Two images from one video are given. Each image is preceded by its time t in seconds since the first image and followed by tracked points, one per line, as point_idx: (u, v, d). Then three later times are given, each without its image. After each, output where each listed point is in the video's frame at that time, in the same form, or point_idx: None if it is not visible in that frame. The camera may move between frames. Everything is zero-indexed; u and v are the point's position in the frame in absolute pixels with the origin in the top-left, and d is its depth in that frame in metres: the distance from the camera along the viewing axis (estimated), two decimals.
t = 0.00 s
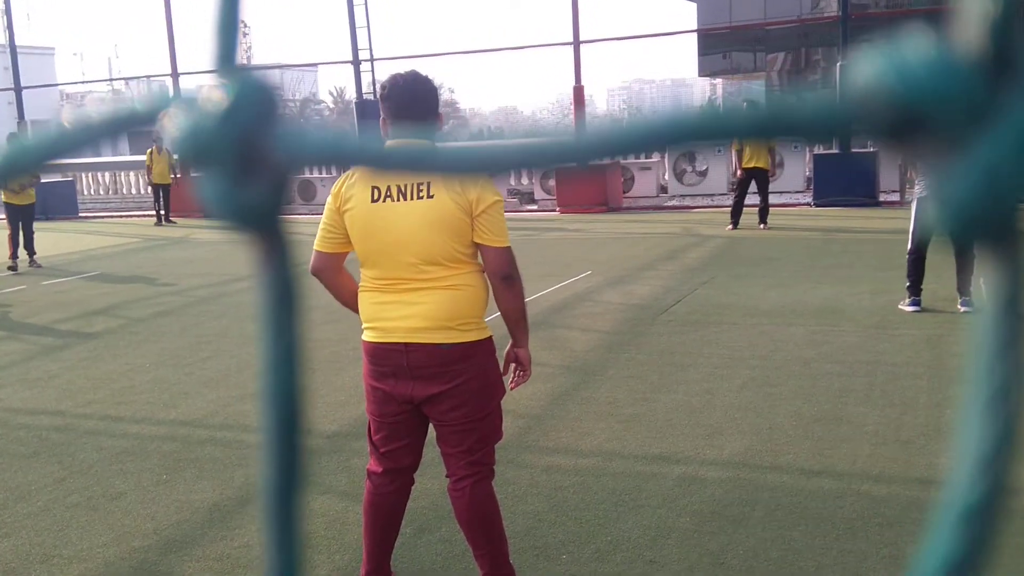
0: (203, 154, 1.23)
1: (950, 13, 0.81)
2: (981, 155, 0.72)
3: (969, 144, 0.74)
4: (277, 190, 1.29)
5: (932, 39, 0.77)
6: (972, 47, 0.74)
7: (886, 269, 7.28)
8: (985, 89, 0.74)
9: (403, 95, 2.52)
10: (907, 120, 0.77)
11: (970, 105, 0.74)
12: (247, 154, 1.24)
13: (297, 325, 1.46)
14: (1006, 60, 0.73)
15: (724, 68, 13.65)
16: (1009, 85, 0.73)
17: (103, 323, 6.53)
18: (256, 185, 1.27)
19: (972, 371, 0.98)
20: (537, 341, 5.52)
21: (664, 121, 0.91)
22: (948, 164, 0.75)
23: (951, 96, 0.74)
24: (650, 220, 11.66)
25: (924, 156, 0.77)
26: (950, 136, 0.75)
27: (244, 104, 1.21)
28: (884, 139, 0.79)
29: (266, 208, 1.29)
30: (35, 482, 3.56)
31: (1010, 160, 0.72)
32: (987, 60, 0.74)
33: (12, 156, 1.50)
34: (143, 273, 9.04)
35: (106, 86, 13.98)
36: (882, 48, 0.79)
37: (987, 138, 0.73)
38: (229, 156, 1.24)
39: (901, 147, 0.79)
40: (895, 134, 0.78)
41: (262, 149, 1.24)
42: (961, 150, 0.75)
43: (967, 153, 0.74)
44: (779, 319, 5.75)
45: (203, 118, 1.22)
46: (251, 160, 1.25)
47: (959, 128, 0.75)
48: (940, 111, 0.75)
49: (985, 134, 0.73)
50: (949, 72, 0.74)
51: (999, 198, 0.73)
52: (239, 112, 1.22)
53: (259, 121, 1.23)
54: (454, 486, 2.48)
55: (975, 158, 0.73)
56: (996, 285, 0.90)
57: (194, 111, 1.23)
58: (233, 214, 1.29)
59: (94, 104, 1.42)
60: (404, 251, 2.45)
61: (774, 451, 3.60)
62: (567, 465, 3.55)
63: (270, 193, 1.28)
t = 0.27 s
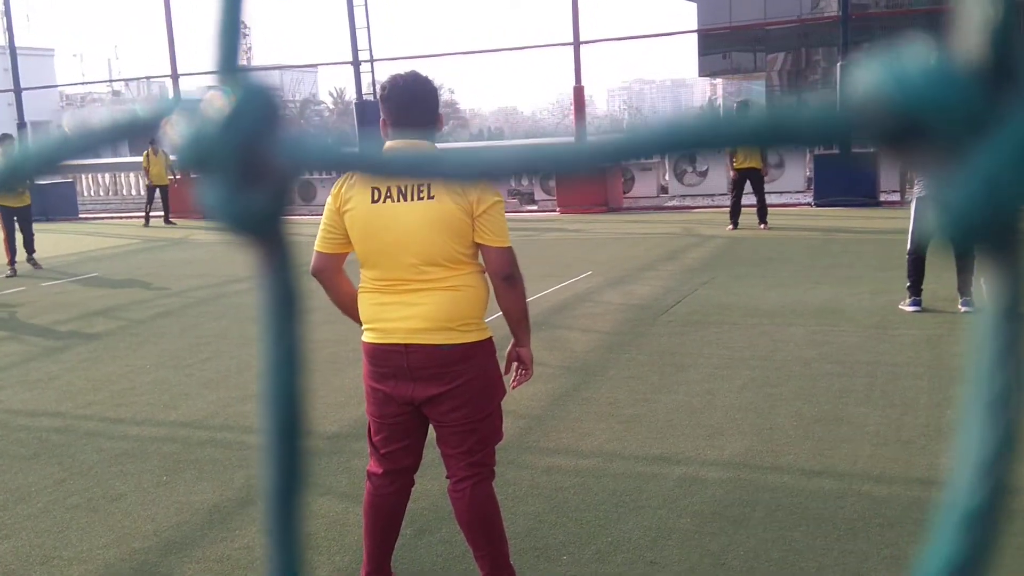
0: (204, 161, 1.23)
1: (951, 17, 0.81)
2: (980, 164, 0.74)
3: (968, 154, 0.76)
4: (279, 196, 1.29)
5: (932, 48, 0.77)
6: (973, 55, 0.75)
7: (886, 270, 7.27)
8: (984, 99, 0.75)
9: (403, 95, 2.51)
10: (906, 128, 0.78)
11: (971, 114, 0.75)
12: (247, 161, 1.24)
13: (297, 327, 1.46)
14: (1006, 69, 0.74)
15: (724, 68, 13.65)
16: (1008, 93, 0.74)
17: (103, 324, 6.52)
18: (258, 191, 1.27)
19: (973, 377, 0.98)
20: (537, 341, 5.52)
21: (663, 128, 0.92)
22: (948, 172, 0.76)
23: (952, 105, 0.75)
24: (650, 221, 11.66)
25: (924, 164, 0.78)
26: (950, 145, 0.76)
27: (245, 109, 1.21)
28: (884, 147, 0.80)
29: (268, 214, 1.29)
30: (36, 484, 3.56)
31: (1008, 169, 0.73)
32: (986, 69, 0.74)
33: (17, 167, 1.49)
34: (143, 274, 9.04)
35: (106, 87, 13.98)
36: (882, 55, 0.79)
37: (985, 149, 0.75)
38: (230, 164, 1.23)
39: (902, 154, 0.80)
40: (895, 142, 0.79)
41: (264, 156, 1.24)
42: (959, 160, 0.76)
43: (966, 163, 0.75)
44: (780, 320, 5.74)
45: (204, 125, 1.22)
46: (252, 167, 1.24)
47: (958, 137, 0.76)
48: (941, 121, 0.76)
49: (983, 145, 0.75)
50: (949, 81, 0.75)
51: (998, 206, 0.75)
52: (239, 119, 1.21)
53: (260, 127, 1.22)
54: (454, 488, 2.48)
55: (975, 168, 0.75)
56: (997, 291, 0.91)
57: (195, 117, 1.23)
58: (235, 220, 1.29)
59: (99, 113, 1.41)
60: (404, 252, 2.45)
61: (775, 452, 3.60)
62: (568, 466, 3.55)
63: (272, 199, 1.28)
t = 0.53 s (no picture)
0: (216, 163, 1.26)
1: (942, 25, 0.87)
2: (973, 165, 0.79)
3: (962, 150, 0.81)
4: (287, 196, 1.32)
5: (925, 52, 0.83)
6: (963, 59, 0.80)
7: (888, 271, 7.28)
8: (976, 100, 0.80)
9: (406, 98, 2.53)
10: (901, 129, 0.84)
11: (964, 113, 0.80)
12: (257, 164, 1.26)
13: (303, 327, 1.48)
14: (995, 72, 0.80)
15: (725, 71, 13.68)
16: (996, 95, 0.80)
17: (107, 326, 6.54)
18: (267, 193, 1.30)
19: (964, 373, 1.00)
20: (539, 342, 5.54)
21: (664, 130, 0.96)
22: (941, 171, 0.81)
23: (944, 106, 0.81)
24: (652, 222, 11.67)
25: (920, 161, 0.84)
26: (943, 143, 0.82)
27: (256, 113, 1.23)
28: (880, 146, 0.86)
29: (277, 214, 1.33)
30: (42, 484, 3.58)
31: (997, 171, 0.78)
32: (977, 72, 0.80)
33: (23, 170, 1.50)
34: (146, 276, 9.05)
35: (109, 90, 14.00)
36: (877, 60, 0.86)
37: (977, 146, 0.80)
38: (241, 166, 1.26)
39: (898, 154, 0.86)
40: (890, 141, 0.85)
41: (272, 159, 1.27)
42: (954, 156, 0.81)
43: (959, 160, 0.80)
44: (781, 321, 5.76)
45: (215, 127, 1.25)
46: (261, 170, 1.27)
47: (951, 136, 0.81)
48: (934, 121, 0.81)
49: (975, 144, 0.80)
50: (941, 83, 0.81)
51: (991, 205, 0.79)
52: (251, 122, 1.24)
53: (270, 130, 1.25)
54: (457, 488, 2.50)
55: (968, 169, 0.79)
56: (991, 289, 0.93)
57: (207, 119, 1.25)
58: (244, 219, 1.32)
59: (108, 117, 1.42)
60: (408, 253, 2.47)
61: (776, 452, 3.62)
62: (570, 465, 3.57)
63: (281, 200, 1.32)
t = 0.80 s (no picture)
0: (214, 171, 1.24)
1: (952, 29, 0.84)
2: (984, 174, 0.76)
3: (970, 159, 0.78)
4: (285, 204, 1.31)
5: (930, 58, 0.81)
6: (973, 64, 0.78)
7: (890, 272, 7.27)
8: (985, 107, 0.77)
9: (409, 99, 2.53)
10: (909, 138, 0.81)
11: (972, 121, 0.78)
12: (255, 172, 1.25)
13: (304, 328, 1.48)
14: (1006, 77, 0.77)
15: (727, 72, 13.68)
16: (1006, 102, 0.77)
17: (110, 328, 6.55)
18: (265, 201, 1.29)
19: (975, 383, 1.00)
20: (541, 343, 5.53)
21: (670, 137, 0.95)
22: (950, 181, 0.78)
23: (951, 113, 0.78)
24: (655, 223, 11.67)
25: (925, 169, 0.81)
26: (951, 151, 0.79)
27: (255, 120, 1.22)
28: (886, 154, 0.83)
29: (275, 223, 1.32)
30: (43, 486, 3.58)
31: (1005, 181, 0.75)
32: (986, 78, 0.78)
33: (28, 175, 1.50)
34: (149, 278, 9.06)
35: (112, 92, 14.03)
36: (882, 64, 0.82)
37: (985, 156, 0.77)
38: (239, 174, 1.24)
39: (904, 163, 0.83)
40: (897, 151, 0.82)
41: (270, 166, 1.25)
42: (962, 165, 0.78)
43: (968, 169, 0.77)
44: (783, 322, 5.75)
45: (214, 134, 1.23)
46: (260, 178, 1.26)
47: (959, 143, 0.78)
48: (941, 128, 0.79)
49: (984, 153, 0.77)
50: (950, 90, 0.78)
51: (1000, 215, 0.77)
52: (249, 129, 1.22)
53: (269, 137, 1.24)
54: (460, 489, 2.49)
55: (977, 177, 0.76)
56: (1000, 299, 0.93)
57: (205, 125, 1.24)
58: (243, 227, 1.31)
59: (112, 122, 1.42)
60: (409, 254, 2.47)
61: (778, 453, 3.62)
62: (572, 467, 3.57)
63: (279, 208, 1.30)
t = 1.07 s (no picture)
0: (215, 176, 1.22)
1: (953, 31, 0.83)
2: (983, 178, 0.74)
3: (970, 165, 0.76)
4: (285, 209, 1.29)
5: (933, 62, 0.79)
6: (973, 68, 0.76)
7: (890, 271, 7.28)
8: (986, 112, 0.76)
9: (410, 100, 2.53)
10: (910, 140, 0.79)
11: (972, 126, 0.76)
12: (254, 177, 1.23)
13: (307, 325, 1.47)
14: (1005, 81, 0.75)
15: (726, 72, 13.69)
16: (1006, 107, 0.75)
17: (111, 328, 6.55)
18: (265, 206, 1.27)
19: (977, 389, 0.99)
20: (541, 343, 5.54)
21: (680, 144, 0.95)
22: (950, 186, 0.77)
23: (949, 119, 0.76)
24: (655, 224, 11.68)
25: (926, 175, 0.79)
26: (950, 157, 0.77)
27: (256, 126, 1.20)
28: (887, 159, 0.81)
29: (276, 227, 1.30)
30: (45, 486, 3.58)
31: (1005, 187, 0.73)
32: (987, 83, 0.76)
33: (27, 177, 1.50)
34: (150, 278, 9.07)
35: (112, 92, 14.04)
36: (882, 70, 0.81)
37: (984, 162, 0.75)
38: (240, 179, 1.23)
39: (905, 167, 0.81)
40: (897, 155, 0.81)
41: (270, 171, 1.24)
42: (961, 171, 0.77)
43: (968, 175, 0.76)
44: (783, 321, 5.76)
45: (215, 138, 1.21)
46: (260, 183, 1.24)
47: (959, 149, 0.77)
48: (940, 134, 0.77)
49: (984, 159, 0.76)
50: (948, 95, 0.77)
51: (1002, 220, 0.75)
52: (249, 136, 1.20)
53: (269, 142, 1.22)
54: (461, 489, 2.49)
55: (977, 182, 0.75)
56: (1001, 302, 0.90)
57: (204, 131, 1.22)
58: (242, 232, 1.29)
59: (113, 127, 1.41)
60: (410, 254, 2.47)
61: (779, 452, 3.62)
62: (572, 467, 3.57)
63: (280, 212, 1.29)
